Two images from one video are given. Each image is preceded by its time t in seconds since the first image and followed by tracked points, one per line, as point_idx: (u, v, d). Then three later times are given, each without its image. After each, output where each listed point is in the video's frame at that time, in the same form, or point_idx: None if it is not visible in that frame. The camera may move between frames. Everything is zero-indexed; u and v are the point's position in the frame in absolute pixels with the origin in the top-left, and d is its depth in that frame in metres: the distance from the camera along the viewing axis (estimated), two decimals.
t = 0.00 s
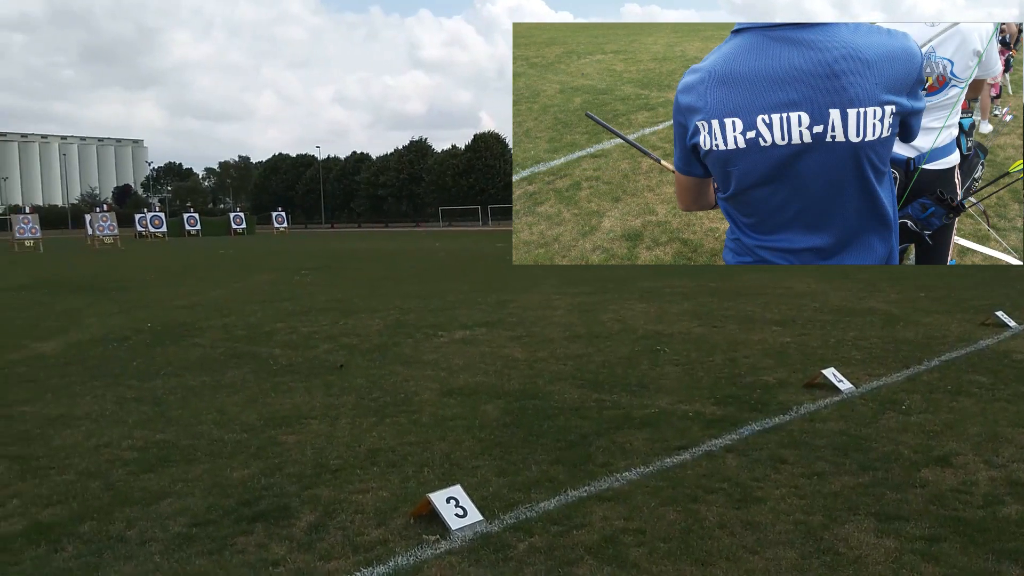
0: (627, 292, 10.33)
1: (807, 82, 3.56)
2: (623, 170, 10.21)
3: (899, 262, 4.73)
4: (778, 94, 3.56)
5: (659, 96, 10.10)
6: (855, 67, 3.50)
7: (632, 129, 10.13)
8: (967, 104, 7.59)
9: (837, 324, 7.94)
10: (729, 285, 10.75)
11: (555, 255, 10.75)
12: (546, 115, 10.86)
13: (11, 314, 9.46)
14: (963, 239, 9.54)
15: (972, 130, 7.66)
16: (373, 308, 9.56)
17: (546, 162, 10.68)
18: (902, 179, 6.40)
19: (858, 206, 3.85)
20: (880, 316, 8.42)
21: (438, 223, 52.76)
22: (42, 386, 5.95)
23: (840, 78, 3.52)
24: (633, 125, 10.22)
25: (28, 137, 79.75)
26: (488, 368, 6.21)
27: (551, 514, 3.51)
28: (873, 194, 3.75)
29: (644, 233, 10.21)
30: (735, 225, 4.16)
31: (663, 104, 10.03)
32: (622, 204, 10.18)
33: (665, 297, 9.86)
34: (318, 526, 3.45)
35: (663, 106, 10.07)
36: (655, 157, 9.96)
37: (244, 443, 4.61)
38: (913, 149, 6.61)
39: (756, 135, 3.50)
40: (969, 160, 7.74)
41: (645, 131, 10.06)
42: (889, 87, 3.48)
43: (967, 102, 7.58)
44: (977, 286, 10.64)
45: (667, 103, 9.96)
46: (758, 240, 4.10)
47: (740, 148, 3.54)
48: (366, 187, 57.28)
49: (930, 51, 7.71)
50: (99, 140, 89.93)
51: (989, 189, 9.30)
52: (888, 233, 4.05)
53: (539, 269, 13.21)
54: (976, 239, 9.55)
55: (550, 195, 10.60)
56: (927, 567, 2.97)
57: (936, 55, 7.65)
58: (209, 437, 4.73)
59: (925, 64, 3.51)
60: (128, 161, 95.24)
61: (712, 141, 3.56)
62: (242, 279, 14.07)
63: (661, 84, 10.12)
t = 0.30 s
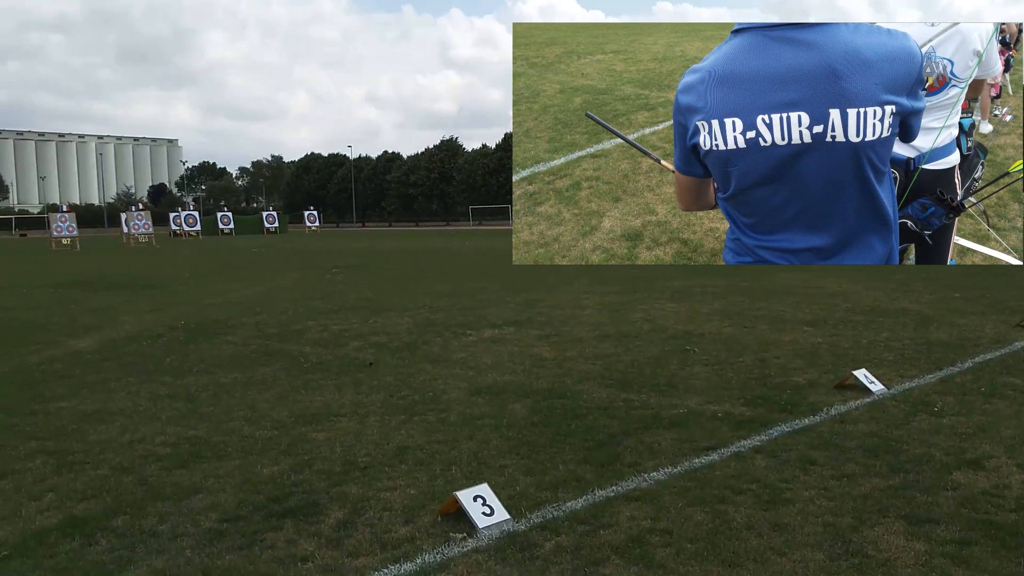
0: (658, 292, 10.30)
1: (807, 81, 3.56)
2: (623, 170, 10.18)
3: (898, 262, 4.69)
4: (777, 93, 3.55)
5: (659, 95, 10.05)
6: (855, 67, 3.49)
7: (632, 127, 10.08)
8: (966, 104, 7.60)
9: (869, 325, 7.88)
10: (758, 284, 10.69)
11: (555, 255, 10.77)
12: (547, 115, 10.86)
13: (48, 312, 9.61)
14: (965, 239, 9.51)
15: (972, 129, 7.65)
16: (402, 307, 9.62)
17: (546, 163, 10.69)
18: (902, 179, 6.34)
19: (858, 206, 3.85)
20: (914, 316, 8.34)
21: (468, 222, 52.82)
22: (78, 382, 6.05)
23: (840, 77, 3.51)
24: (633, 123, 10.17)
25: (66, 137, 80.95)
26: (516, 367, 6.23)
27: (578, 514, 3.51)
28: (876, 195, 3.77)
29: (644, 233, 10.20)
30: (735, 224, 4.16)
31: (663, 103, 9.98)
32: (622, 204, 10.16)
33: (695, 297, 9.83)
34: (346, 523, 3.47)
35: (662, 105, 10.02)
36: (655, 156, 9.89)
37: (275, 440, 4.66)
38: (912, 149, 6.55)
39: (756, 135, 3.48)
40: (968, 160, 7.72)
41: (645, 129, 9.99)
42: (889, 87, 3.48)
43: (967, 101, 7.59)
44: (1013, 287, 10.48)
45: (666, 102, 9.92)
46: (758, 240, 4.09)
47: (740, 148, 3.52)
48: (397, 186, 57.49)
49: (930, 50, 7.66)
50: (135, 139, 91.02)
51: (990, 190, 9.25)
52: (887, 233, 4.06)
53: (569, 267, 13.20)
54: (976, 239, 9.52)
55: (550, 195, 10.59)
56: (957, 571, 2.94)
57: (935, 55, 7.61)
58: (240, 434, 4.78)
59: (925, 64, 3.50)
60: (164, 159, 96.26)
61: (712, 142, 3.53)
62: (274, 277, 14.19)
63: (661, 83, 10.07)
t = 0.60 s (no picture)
0: (689, 294, 10.24)
1: (807, 82, 3.61)
2: (623, 170, 9.96)
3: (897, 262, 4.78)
4: (778, 94, 3.60)
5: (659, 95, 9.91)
6: (855, 67, 3.53)
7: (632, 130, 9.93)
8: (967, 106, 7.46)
9: (902, 327, 7.80)
10: (790, 286, 10.59)
11: (555, 255, 10.49)
12: (547, 114, 10.57)
13: (83, 310, 9.73)
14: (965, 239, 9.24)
15: (973, 129, 7.52)
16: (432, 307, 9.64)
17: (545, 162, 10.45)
18: (902, 179, 6.26)
19: (858, 206, 3.93)
20: (949, 319, 8.23)
21: (498, 222, 52.83)
22: (113, 379, 6.13)
23: (840, 78, 3.55)
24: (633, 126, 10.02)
25: (102, 138, 81.94)
26: (545, 367, 6.23)
27: (606, 514, 3.52)
28: (873, 195, 3.84)
29: (644, 233, 9.98)
30: (736, 224, 4.23)
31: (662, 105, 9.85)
32: (623, 204, 9.95)
33: (727, 298, 9.76)
34: (375, 520, 3.50)
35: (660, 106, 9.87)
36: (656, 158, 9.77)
37: (304, 437, 4.70)
38: (913, 149, 6.48)
39: (756, 134, 3.51)
40: (968, 160, 7.61)
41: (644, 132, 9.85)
42: (888, 87, 3.51)
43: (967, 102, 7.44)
44: None
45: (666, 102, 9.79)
46: (758, 239, 4.17)
47: (740, 148, 3.53)
48: (427, 186, 57.67)
49: (930, 51, 7.55)
50: (170, 140, 91.94)
51: (989, 189, 9.05)
52: (887, 233, 4.16)
53: (600, 268, 13.15)
54: (976, 239, 9.22)
55: (550, 195, 10.31)
56: None
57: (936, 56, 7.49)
58: (271, 431, 4.83)
59: (925, 64, 3.51)
60: (199, 159, 97.21)
61: (712, 142, 3.54)
62: (306, 277, 14.25)
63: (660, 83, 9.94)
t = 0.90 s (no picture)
0: (723, 294, 10.19)
1: (807, 80, 3.52)
2: (623, 170, 10.17)
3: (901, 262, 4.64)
4: (777, 93, 3.51)
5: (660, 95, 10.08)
6: (856, 67, 3.45)
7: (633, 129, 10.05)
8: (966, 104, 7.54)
9: (940, 330, 7.69)
10: (825, 287, 10.50)
11: (555, 255, 10.75)
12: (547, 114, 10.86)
13: (120, 307, 9.88)
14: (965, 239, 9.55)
15: (973, 130, 7.56)
16: (463, 306, 9.67)
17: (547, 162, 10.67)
18: (902, 179, 6.19)
19: (858, 206, 3.81)
20: (988, 321, 8.11)
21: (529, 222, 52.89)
22: (151, 375, 6.21)
23: (841, 77, 3.47)
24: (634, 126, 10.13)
25: (139, 137, 83.06)
26: (577, 367, 6.22)
27: (639, 515, 3.50)
28: (875, 195, 3.72)
29: (644, 232, 10.18)
30: (735, 224, 4.11)
31: (662, 104, 9.99)
32: (623, 204, 10.13)
33: (761, 299, 9.69)
34: (408, 518, 3.52)
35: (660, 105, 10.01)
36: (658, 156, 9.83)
37: (338, 435, 4.73)
38: (912, 149, 6.43)
39: (756, 135, 3.45)
40: (968, 160, 7.62)
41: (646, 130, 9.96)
42: (889, 87, 3.43)
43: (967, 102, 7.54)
44: None
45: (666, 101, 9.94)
46: (758, 240, 4.05)
47: (740, 148, 3.48)
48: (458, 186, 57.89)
49: (930, 51, 7.55)
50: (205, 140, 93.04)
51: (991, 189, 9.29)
52: (889, 233, 3.99)
53: (633, 268, 13.11)
54: (976, 239, 9.53)
55: (550, 194, 10.57)
56: None
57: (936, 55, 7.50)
58: (304, 428, 4.87)
59: (925, 64, 3.45)
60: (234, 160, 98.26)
61: (712, 142, 3.49)
62: (340, 275, 14.35)
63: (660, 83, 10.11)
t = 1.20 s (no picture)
0: (755, 294, 10.11)
1: (807, 82, 4.04)
2: (623, 170, 10.83)
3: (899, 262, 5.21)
4: (779, 94, 4.04)
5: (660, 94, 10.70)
6: (855, 68, 3.95)
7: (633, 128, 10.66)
8: (966, 103, 8.15)
9: (978, 331, 7.58)
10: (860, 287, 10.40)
11: (555, 254, 11.57)
12: (547, 114, 11.61)
13: (155, 305, 9.98)
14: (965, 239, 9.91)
15: (972, 130, 8.26)
16: (494, 305, 9.66)
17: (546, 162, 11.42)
18: (903, 178, 6.54)
19: (856, 206, 4.34)
20: None
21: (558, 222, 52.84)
22: (185, 371, 6.28)
23: (840, 78, 3.97)
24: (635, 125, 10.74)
25: (171, 136, 83.98)
26: (609, 367, 6.20)
27: (673, 516, 3.48)
28: (872, 194, 4.24)
29: (644, 233, 10.95)
30: (738, 225, 4.62)
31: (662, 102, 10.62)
32: (622, 204, 10.84)
33: (795, 299, 9.59)
34: (441, 517, 3.51)
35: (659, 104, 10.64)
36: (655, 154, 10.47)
37: (372, 432, 4.75)
38: (913, 149, 6.84)
39: (756, 134, 3.89)
40: (968, 159, 8.32)
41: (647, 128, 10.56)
42: (887, 87, 3.91)
43: (967, 101, 8.18)
44: None
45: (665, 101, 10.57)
46: (759, 239, 4.58)
47: (740, 148, 3.90)
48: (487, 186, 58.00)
49: (931, 50, 8.20)
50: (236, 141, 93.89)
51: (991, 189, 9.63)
52: (885, 231, 4.58)
53: (664, 268, 13.06)
54: (976, 239, 9.95)
55: (550, 194, 11.35)
56: None
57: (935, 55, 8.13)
58: (338, 426, 4.89)
59: (922, 65, 3.92)
60: (265, 160, 99.07)
61: (713, 141, 3.90)
62: (370, 274, 14.42)
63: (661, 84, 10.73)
